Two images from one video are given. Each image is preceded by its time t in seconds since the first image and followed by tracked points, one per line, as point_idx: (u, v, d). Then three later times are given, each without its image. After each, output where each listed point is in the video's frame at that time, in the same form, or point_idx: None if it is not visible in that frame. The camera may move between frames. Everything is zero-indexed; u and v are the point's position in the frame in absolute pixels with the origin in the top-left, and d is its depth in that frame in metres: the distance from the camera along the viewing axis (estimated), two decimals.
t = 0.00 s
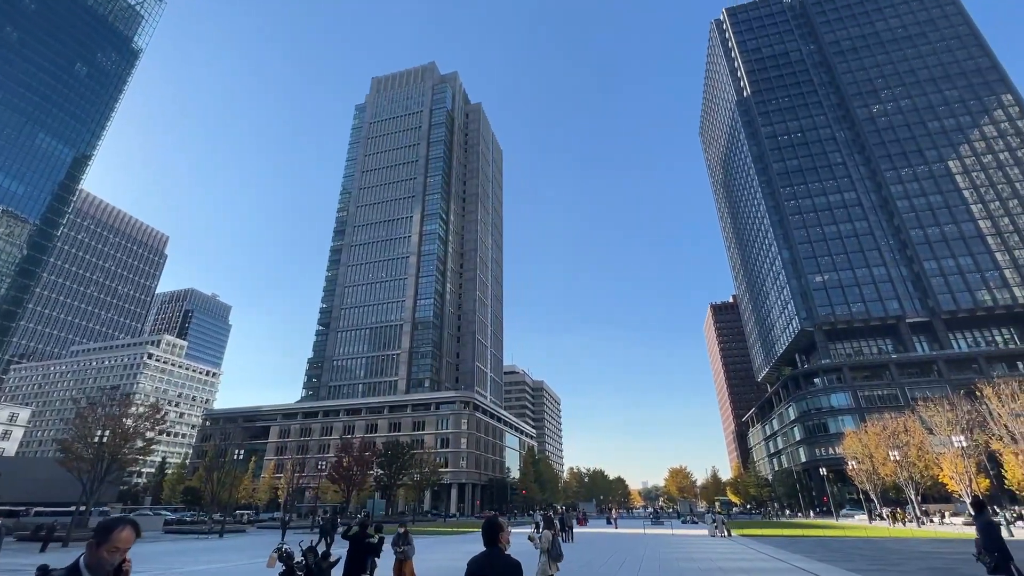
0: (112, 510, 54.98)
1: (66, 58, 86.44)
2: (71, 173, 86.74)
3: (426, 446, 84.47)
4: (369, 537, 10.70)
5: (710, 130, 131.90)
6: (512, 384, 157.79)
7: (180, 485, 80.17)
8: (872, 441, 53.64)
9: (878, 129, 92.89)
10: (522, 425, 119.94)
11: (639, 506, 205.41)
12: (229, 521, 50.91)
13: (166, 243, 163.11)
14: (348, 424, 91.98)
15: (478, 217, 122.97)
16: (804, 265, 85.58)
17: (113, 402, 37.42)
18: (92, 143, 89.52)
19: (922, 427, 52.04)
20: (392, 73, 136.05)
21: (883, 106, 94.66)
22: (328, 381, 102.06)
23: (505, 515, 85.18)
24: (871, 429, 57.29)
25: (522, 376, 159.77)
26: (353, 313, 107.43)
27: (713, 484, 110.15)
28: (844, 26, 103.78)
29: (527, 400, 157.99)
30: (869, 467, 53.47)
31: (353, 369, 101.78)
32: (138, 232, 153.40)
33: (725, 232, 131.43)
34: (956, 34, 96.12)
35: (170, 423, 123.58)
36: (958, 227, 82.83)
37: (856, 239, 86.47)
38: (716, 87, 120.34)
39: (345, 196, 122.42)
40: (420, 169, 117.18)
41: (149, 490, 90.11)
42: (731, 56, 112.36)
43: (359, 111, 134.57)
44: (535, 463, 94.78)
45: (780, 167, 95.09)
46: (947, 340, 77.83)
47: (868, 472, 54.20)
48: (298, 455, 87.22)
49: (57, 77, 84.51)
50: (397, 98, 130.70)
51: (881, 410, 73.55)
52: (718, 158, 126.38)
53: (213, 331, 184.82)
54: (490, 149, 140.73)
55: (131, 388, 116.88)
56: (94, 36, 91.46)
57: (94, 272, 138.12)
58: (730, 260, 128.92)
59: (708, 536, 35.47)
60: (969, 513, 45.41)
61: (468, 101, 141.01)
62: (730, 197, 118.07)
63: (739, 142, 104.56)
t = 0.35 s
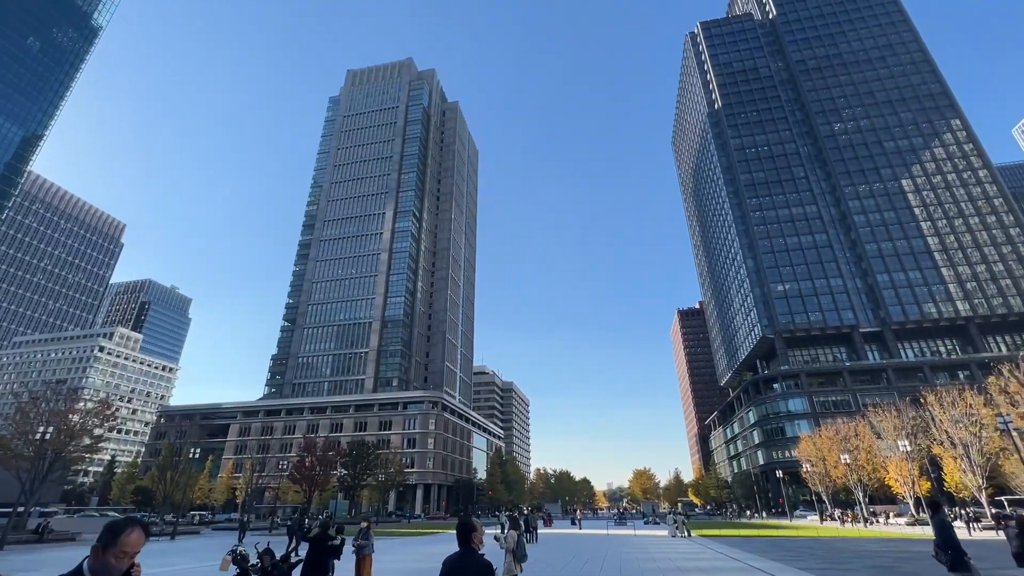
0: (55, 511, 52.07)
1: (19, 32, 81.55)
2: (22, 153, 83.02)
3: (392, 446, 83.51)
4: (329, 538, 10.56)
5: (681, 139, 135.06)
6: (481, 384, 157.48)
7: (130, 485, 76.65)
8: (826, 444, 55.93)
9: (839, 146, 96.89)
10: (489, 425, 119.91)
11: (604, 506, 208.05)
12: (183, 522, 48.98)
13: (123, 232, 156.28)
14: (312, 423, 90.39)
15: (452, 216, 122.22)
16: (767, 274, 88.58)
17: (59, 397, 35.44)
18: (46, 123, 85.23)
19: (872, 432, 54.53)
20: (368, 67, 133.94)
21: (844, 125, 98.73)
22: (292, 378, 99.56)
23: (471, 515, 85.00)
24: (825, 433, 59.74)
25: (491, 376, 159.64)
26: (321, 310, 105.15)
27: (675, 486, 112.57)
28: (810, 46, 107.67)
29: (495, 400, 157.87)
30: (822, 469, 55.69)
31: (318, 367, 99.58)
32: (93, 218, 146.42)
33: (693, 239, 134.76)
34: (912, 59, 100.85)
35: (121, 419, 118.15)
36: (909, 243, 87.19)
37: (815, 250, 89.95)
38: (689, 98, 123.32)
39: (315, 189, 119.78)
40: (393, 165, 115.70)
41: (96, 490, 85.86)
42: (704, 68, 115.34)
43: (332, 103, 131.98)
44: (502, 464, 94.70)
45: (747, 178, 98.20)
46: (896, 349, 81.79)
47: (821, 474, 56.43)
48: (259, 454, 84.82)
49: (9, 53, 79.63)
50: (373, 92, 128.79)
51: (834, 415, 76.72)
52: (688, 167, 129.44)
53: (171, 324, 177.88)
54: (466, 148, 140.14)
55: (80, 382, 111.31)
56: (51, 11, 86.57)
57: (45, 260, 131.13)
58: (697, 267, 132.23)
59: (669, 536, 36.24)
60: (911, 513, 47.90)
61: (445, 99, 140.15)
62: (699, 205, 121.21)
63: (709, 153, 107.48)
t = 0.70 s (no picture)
0: None
1: None
2: None
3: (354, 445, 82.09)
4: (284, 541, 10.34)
5: (651, 147, 138.15)
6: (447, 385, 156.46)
7: (69, 484, 72.51)
8: (778, 449, 58.27)
9: (799, 163, 101.10)
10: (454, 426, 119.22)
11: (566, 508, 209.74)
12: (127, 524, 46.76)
13: (70, 217, 148.23)
14: (270, 422, 88.06)
15: (422, 214, 121.14)
16: (728, 283, 91.64)
17: None
18: None
19: (820, 437, 57.11)
20: (341, 58, 131.35)
21: (804, 142, 103.05)
22: (250, 375, 96.45)
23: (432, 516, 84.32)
24: (777, 437, 62.22)
25: (457, 377, 158.80)
26: (283, 305, 102.32)
27: (635, 487, 114.86)
28: (776, 65, 111.92)
29: (461, 401, 157.03)
30: (774, 472, 57.97)
31: (279, 364, 96.82)
32: (38, 202, 138.43)
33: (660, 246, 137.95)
34: (868, 83, 106.05)
35: (61, 415, 111.67)
36: (859, 258, 91.72)
37: (774, 262, 93.54)
38: (660, 108, 126.30)
39: (281, 180, 116.58)
40: (364, 160, 113.79)
41: (31, 490, 80.84)
42: (675, 80, 118.37)
43: (302, 93, 128.81)
44: (466, 465, 94.26)
45: (712, 189, 101.39)
46: (845, 358, 85.92)
47: (772, 477, 58.71)
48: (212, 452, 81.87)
49: None
50: (345, 84, 126.43)
51: (786, 420, 79.91)
52: (657, 176, 132.52)
53: (120, 315, 169.52)
54: (439, 146, 139.16)
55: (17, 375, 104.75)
56: None
57: None
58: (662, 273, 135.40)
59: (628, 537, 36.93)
60: (854, 514, 50.48)
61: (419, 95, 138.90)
62: (667, 213, 124.26)
63: (678, 163, 110.43)
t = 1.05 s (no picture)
0: None
1: None
2: None
3: (308, 445, 80.12)
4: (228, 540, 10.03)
5: (619, 155, 140.99)
6: (408, 384, 154.60)
7: None
8: (728, 452, 60.52)
9: (757, 178, 105.39)
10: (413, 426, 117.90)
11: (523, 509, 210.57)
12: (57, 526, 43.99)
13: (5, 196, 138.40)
14: (219, 419, 84.82)
15: (388, 210, 119.33)
16: (688, 291, 94.59)
17: None
18: None
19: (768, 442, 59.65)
20: (309, 47, 127.99)
21: (762, 159, 107.47)
22: (199, 370, 92.46)
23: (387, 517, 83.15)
24: (728, 441, 64.62)
25: (418, 376, 157.17)
26: (238, 298, 98.67)
27: (592, 489, 116.65)
28: (738, 83, 116.33)
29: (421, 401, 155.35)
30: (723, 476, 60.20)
31: (231, 359, 93.28)
32: None
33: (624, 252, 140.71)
34: (822, 106, 111.65)
35: None
36: (809, 271, 96.34)
37: (731, 272, 97.05)
38: (629, 117, 129.08)
39: (241, 169, 112.43)
40: (330, 152, 111.20)
41: None
42: (644, 92, 121.31)
43: (267, 79, 124.77)
44: (424, 466, 93.33)
45: (676, 200, 104.44)
46: (793, 366, 90.05)
47: (722, 479, 60.82)
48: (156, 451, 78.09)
49: None
50: (313, 73, 123.27)
51: (737, 425, 82.98)
52: (623, 184, 135.37)
53: (58, 303, 159.38)
54: (408, 142, 137.54)
55: None
56: None
57: None
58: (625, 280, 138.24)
59: (583, 539, 37.55)
60: (796, 515, 52.93)
61: (389, 89, 137.00)
62: (631, 220, 127.04)
63: (644, 173, 113.27)
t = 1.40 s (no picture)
0: None
1: None
2: None
3: (255, 444, 77.38)
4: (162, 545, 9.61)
5: (584, 163, 143.42)
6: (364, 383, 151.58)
7: None
8: (677, 456, 62.56)
9: (714, 193, 109.59)
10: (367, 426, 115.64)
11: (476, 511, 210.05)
12: None
13: None
14: (158, 415, 80.79)
15: (350, 204, 116.75)
16: (645, 298, 97.31)
17: None
18: None
19: (714, 446, 62.07)
20: (273, 31, 123.80)
21: (719, 174, 111.84)
22: (138, 363, 87.47)
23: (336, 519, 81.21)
24: (678, 445, 66.78)
25: (375, 375, 154.37)
26: (185, 288, 94.08)
27: (545, 491, 117.84)
28: (700, 100, 120.70)
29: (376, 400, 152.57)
30: (671, 479, 62.25)
31: (174, 352, 88.79)
32: None
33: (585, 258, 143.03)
34: (776, 128, 117.36)
35: None
36: (759, 284, 100.87)
37: (686, 282, 100.38)
38: (595, 126, 131.62)
39: (193, 152, 107.33)
40: (290, 141, 107.82)
41: None
42: (611, 102, 123.98)
43: (226, 60, 119.77)
44: (377, 466, 91.64)
45: (637, 209, 107.22)
46: (740, 374, 94.05)
47: (671, 482, 62.76)
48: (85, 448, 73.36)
49: None
50: (275, 58, 119.31)
51: (687, 429, 85.88)
52: (587, 191, 137.72)
53: None
54: (373, 136, 135.22)
55: None
56: None
57: None
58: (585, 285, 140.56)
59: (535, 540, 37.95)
60: (738, 517, 55.34)
61: (356, 81, 134.34)
62: (594, 227, 129.44)
63: (608, 181, 115.71)
